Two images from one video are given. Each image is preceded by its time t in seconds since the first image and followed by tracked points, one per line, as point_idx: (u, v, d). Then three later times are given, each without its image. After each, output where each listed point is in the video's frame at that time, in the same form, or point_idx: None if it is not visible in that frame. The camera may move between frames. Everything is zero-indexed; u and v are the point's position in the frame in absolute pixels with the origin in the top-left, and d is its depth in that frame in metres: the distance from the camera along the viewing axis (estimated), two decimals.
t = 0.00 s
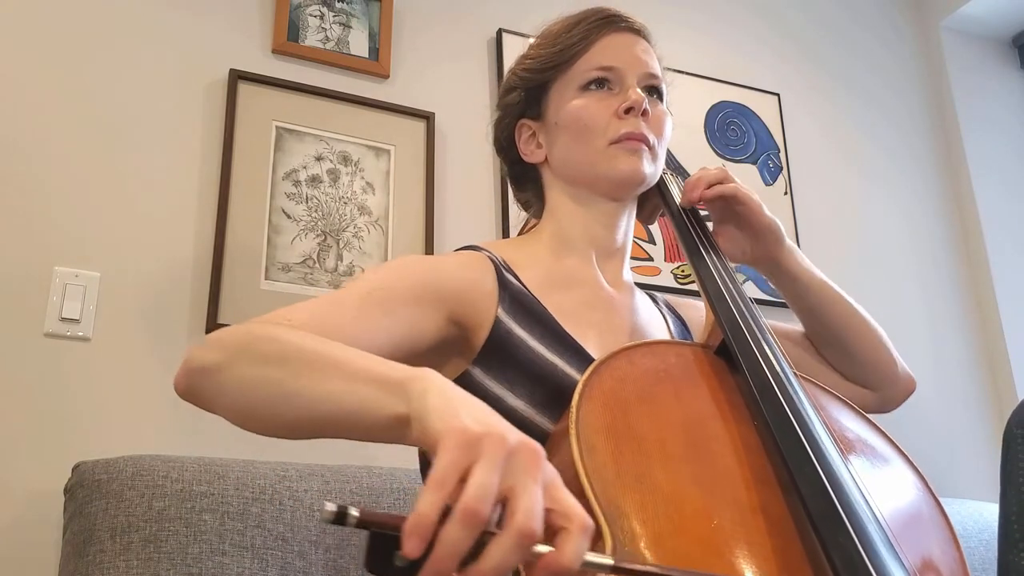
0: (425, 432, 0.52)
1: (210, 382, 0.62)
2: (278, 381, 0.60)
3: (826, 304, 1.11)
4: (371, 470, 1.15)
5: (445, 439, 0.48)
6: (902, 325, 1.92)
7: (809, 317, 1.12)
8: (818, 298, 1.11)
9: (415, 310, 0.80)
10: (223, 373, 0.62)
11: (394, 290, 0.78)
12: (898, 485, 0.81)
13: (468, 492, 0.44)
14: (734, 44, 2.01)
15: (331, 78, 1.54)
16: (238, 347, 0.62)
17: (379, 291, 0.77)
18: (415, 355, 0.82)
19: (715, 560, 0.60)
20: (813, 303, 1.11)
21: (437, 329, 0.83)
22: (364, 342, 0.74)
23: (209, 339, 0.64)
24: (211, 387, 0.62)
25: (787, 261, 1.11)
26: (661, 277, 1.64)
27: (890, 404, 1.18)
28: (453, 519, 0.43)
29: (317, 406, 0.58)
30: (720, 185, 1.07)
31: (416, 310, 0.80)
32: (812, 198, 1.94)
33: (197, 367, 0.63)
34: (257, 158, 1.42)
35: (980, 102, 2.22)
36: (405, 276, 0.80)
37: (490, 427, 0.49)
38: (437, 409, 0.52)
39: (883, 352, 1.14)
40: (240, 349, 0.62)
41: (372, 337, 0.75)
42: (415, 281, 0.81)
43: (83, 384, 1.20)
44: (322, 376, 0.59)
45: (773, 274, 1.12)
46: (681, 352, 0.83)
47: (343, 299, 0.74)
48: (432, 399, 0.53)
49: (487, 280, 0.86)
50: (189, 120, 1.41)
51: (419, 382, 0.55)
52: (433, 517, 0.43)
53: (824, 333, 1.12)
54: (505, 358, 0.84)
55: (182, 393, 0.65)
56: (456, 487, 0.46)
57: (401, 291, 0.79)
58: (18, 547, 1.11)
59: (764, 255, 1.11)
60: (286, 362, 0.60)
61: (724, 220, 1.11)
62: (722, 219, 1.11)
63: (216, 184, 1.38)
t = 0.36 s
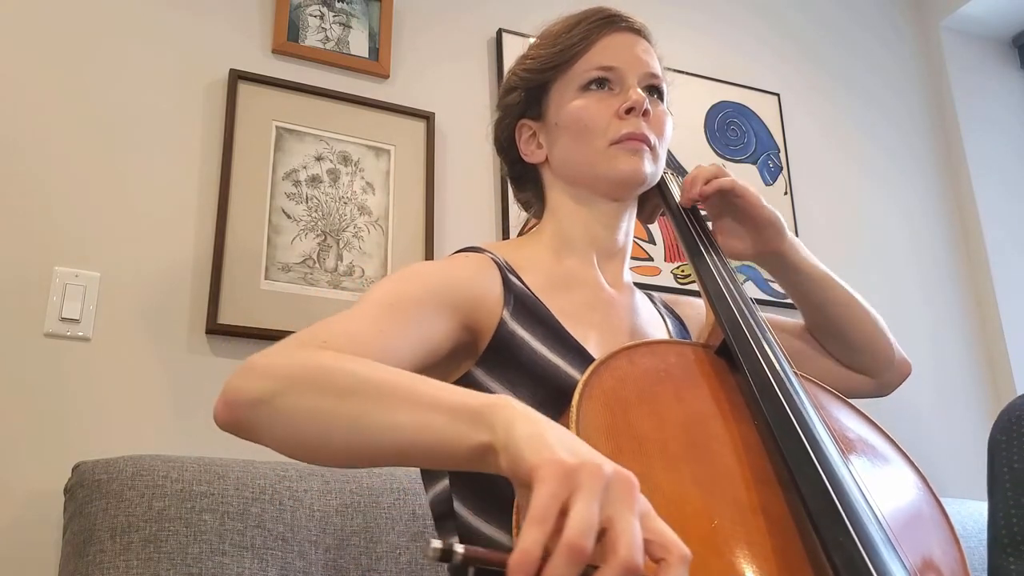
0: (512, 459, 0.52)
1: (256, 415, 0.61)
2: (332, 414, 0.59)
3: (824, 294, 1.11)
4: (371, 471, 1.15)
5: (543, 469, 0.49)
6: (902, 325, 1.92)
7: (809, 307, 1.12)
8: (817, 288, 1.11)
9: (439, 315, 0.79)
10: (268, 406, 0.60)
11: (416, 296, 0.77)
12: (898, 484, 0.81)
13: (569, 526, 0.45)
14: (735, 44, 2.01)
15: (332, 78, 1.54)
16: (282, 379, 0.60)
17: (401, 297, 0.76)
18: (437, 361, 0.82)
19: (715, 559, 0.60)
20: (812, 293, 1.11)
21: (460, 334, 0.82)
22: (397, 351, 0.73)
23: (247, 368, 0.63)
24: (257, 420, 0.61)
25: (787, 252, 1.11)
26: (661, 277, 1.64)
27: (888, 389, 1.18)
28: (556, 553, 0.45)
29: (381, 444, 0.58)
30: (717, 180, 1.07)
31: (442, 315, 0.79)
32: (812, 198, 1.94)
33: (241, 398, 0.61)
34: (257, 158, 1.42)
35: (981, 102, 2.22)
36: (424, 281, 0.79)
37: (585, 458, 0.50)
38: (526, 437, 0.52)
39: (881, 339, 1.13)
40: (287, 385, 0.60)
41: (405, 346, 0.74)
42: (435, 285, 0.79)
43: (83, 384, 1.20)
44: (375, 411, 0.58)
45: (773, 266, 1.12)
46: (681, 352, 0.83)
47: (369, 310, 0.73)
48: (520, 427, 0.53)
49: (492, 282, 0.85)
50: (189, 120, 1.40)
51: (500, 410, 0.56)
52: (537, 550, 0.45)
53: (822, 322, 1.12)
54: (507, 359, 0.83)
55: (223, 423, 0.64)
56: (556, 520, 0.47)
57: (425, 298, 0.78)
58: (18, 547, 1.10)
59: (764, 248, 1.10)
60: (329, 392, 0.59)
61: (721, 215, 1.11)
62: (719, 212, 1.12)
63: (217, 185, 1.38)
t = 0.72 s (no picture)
0: (582, 458, 0.54)
1: (299, 446, 0.59)
2: (385, 434, 0.59)
3: (823, 294, 1.11)
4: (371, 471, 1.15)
5: (614, 464, 0.51)
6: (902, 325, 1.92)
7: (808, 307, 1.12)
8: (816, 289, 1.11)
9: (451, 322, 0.78)
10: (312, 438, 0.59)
11: (427, 307, 0.76)
12: (898, 485, 0.81)
13: (643, 523, 0.48)
14: (735, 44, 2.01)
15: (332, 78, 1.54)
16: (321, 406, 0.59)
17: (410, 307, 0.74)
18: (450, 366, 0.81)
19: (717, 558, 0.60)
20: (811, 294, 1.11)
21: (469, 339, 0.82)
22: (418, 362, 0.72)
23: (277, 400, 0.61)
24: (301, 450, 0.59)
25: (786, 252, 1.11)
26: (661, 277, 1.64)
27: (887, 388, 1.18)
28: (632, 547, 0.47)
29: (428, 456, 0.58)
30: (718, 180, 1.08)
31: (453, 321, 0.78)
32: (812, 199, 1.94)
33: (283, 430, 0.60)
34: (258, 158, 1.42)
35: (981, 102, 2.22)
36: (431, 288, 0.78)
37: (655, 455, 0.52)
38: (596, 436, 0.54)
39: (881, 341, 1.13)
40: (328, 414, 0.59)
41: (424, 356, 0.73)
42: (443, 292, 0.78)
43: (83, 384, 1.20)
44: (419, 426, 0.59)
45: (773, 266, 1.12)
46: (681, 353, 0.83)
47: (383, 325, 0.71)
48: (588, 427, 0.55)
49: (495, 284, 0.85)
50: (189, 120, 1.41)
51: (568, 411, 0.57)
52: (613, 544, 0.47)
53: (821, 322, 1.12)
54: (507, 361, 0.84)
55: (259, 457, 0.62)
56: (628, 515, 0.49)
57: (436, 306, 0.77)
58: (18, 547, 1.10)
59: (763, 250, 1.11)
60: (378, 413, 0.59)
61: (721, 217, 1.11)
62: (721, 218, 1.11)
63: (217, 185, 1.38)
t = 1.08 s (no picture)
0: (628, 465, 0.55)
1: (335, 471, 0.58)
2: (404, 443, 0.58)
3: (825, 294, 1.11)
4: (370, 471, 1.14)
5: (661, 468, 0.52)
6: (901, 325, 1.92)
7: (809, 308, 1.12)
8: (817, 290, 1.11)
9: (461, 327, 0.77)
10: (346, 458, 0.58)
11: (437, 313, 0.75)
12: (898, 484, 0.81)
13: (692, 525, 0.49)
14: (734, 44, 2.01)
15: (332, 78, 1.54)
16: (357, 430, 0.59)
17: (420, 316, 0.73)
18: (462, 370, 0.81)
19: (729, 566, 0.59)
20: (815, 296, 1.11)
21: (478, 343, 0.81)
22: (435, 369, 0.71)
23: (309, 424, 0.60)
24: (337, 475, 0.58)
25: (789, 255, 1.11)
26: (661, 277, 1.64)
27: (887, 388, 1.18)
28: (683, 549, 0.48)
29: (439, 462, 0.58)
30: (720, 183, 1.08)
31: (462, 325, 0.77)
32: (812, 199, 1.94)
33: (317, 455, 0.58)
34: (258, 158, 1.42)
35: (981, 102, 2.22)
36: (437, 294, 0.77)
37: (701, 459, 0.53)
38: (641, 442, 0.55)
39: (883, 340, 1.13)
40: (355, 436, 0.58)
41: (439, 363, 0.72)
42: (451, 297, 0.77)
43: (83, 384, 1.20)
44: (431, 431, 0.59)
45: (775, 267, 1.12)
46: (682, 353, 0.83)
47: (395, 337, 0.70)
48: (633, 435, 0.56)
49: (498, 285, 0.84)
50: (189, 121, 1.40)
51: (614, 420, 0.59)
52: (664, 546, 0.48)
53: (824, 324, 1.12)
54: (508, 363, 0.83)
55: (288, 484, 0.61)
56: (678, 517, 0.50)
57: (445, 314, 0.75)
58: (18, 546, 1.10)
59: (765, 252, 1.11)
60: (394, 419, 0.59)
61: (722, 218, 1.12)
62: (722, 219, 1.12)
63: (217, 186, 1.38)
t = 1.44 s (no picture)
0: (649, 466, 0.55)
1: (355, 484, 0.59)
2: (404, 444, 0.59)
3: (825, 295, 1.11)
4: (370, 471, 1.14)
5: (682, 466, 0.53)
6: (900, 324, 1.92)
7: (810, 310, 1.12)
8: (818, 293, 1.11)
9: (467, 330, 0.77)
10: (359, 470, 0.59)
11: (442, 315, 0.75)
12: (898, 485, 0.81)
13: (715, 522, 0.49)
14: (734, 44, 2.01)
15: (332, 78, 1.54)
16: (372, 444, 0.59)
17: (425, 319, 0.73)
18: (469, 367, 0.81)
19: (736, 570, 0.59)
20: (817, 299, 1.11)
21: (480, 344, 0.81)
22: (443, 374, 0.72)
23: (324, 436, 0.60)
24: (356, 485, 0.59)
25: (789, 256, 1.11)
26: (661, 277, 1.64)
27: (892, 392, 1.17)
28: (706, 547, 0.48)
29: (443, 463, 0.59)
30: (717, 181, 1.08)
31: (468, 327, 0.77)
32: (812, 199, 1.94)
33: (335, 471, 0.59)
34: (258, 158, 1.42)
35: (981, 102, 2.22)
36: (441, 296, 0.77)
37: (723, 456, 0.54)
38: (662, 442, 0.55)
39: (885, 342, 1.13)
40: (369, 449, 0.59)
41: (448, 368, 0.73)
42: (456, 299, 0.77)
43: (83, 384, 1.20)
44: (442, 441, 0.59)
45: (775, 269, 1.12)
46: (681, 354, 0.83)
47: (403, 342, 0.70)
48: (654, 435, 0.56)
49: (499, 286, 0.84)
50: (189, 121, 1.41)
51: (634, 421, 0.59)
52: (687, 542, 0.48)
53: (827, 327, 1.11)
54: (508, 365, 0.83)
55: (307, 497, 0.61)
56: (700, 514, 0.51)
57: (451, 317, 0.76)
58: (18, 546, 1.11)
59: (765, 252, 1.11)
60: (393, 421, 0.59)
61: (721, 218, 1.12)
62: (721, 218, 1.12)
63: (217, 186, 1.38)
